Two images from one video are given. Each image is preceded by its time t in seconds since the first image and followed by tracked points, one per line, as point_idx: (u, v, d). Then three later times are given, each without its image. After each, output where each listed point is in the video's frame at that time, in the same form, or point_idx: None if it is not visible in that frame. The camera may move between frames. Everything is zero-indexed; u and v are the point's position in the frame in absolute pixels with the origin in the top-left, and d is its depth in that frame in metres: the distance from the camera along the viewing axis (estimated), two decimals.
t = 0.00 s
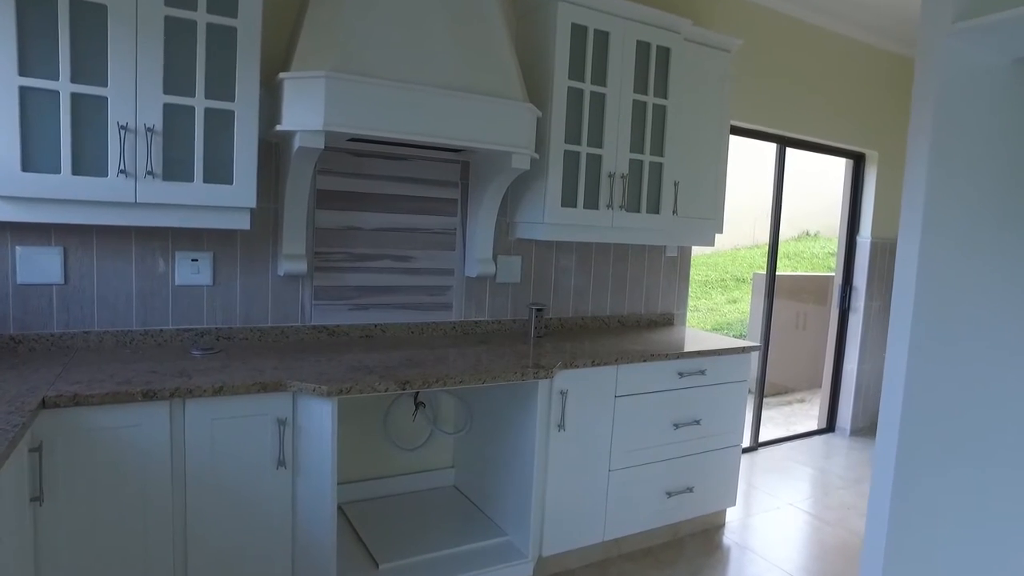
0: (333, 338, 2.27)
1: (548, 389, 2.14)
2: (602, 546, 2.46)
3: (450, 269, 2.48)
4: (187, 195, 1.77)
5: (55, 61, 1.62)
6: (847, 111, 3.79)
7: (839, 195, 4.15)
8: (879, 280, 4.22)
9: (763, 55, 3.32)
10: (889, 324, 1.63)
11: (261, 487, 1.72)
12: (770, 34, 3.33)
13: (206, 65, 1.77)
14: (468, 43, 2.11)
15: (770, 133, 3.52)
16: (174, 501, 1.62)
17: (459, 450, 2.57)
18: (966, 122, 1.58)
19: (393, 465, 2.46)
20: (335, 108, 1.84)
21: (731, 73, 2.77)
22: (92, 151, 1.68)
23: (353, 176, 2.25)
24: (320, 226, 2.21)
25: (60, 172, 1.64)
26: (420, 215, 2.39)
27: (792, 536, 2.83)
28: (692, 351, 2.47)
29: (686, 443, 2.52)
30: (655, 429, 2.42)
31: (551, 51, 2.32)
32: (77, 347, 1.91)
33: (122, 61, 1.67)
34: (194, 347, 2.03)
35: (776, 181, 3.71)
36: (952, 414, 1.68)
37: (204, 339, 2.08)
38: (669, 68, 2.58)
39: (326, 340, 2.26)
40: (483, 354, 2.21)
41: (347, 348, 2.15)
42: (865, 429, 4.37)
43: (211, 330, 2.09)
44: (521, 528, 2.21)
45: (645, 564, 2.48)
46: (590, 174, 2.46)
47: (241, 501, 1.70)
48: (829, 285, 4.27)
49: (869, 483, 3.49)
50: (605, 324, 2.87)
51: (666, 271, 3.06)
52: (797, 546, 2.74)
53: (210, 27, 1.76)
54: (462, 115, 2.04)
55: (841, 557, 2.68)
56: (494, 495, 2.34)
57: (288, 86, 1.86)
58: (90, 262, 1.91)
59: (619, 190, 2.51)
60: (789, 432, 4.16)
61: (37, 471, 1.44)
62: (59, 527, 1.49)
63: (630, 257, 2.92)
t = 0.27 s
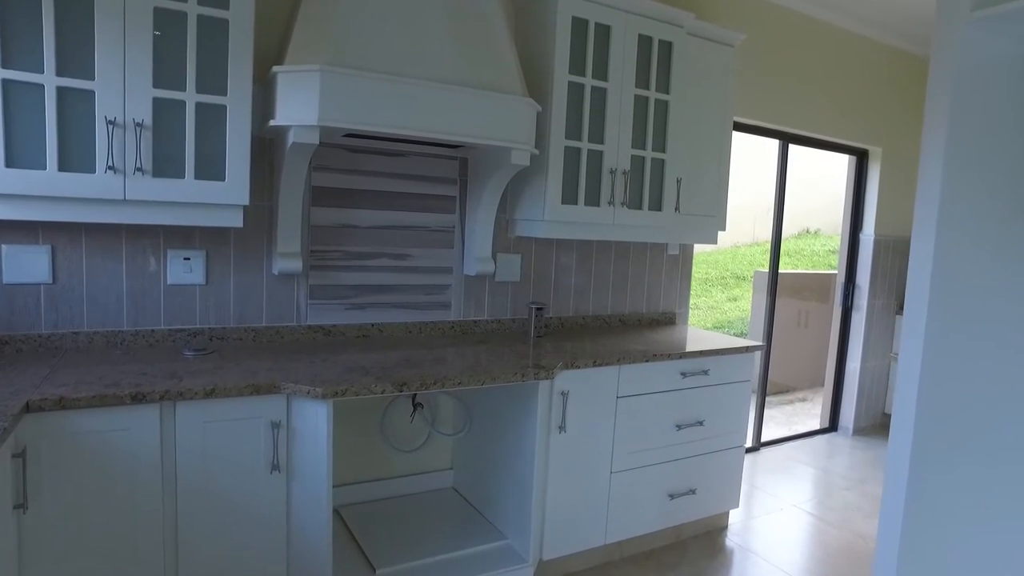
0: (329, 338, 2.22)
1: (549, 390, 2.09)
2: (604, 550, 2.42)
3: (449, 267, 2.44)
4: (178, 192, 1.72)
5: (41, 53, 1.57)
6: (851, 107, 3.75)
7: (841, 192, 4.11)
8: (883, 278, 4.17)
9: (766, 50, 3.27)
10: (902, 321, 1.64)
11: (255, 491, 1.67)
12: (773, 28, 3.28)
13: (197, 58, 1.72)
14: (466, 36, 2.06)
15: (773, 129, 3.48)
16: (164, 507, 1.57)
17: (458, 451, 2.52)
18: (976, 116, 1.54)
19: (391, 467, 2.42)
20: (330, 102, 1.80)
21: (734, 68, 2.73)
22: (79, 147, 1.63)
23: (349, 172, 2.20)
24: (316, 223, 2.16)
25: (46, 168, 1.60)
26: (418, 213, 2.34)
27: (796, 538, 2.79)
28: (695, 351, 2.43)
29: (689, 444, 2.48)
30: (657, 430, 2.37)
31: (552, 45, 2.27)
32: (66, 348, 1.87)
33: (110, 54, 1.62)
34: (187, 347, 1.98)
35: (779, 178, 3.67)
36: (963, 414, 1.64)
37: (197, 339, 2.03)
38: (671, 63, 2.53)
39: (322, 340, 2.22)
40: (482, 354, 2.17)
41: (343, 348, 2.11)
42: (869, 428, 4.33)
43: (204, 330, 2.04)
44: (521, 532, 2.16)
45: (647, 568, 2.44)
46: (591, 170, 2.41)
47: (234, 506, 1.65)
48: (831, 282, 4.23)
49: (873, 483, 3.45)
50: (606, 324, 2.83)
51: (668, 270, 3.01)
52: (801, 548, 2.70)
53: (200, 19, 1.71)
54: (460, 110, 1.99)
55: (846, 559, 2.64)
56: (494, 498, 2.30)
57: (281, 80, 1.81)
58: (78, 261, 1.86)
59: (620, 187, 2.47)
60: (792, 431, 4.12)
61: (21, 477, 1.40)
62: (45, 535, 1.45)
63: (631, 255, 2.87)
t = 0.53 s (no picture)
0: (325, 340, 2.18)
1: (550, 394, 2.05)
2: (606, 555, 2.38)
3: (447, 268, 2.39)
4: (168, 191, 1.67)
5: (25, 47, 1.52)
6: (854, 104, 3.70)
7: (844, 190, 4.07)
8: (885, 277, 4.13)
9: (770, 47, 3.22)
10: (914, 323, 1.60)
11: (248, 500, 1.62)
12: (777, 24, 3.24)
13: (188, 53, 1.67)
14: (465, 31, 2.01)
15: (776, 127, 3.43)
16: (154, 517, 1.53)
17: (457, 455, 2.48)
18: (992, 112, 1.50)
19: (388, 471, 2.37)
20: (325, 98, 1.74)
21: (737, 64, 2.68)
22: (65, 144, 1.58)
23: (345, 170, 2.15)
24: (311, 223, 2.11)
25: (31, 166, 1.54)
26: (416, 212, 2.29)
27: (799, 542, 2.75)
28: (698, 352, 2.38)
29: (692, 448, 2.43)
30: (660, 434, 2.33)
31: (552, 40, 2.22)
32: (54, 351, 1.82)
33: (97, 48, 1.57)
34: (178, 350, 1.94)
35: (781, 176, 3.62)
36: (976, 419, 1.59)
37: (190, 342, 1.98)
38: (674, 59, 2.49)
39: (318, 342, 2.17)
40: (481, 357, 2.12)
41: (339, 351, 2.06)
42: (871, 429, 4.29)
43: (197, 333, 1.99)
44: (522, 538, 2.12)
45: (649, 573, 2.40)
46: (592, 168, 2.36)
47: (226, 515, 1.60)
48: (834, 282, 4.19)
49: (876, 485, 3.41)
50: (607, 324, 2.78)
51: (670, 269, 2.97)
52: (805, 553, 2.66)
53: (191, 13, 1.66)
54: (459, 107, 1.94)
55: (851, 564, 2.60)
56: (494, 503, 2.26)
57: (275, 76, 1.76)
58: (66, 262, 1.81)
59: (622, 186, 2.42)
60: (793, 432, 4.08)
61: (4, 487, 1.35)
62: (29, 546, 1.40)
63: (633, 255, 2.83)
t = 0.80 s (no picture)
0: (321, 343, 2.13)
1: (551, 398, 2.00)
2: (607, 561, 2.34)
3: (445, 269, 2.34)
4: (159, 190, 1.62)
5: (8, 42, 1.47)
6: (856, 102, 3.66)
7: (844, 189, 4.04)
8: (887, 277, 4.10)
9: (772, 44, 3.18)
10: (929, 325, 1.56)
11: (242, 509, 1.58)
12: (779, 21, 3.19)
13: (178, 48, 1.62)
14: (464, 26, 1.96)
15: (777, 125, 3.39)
16: (145, 528, 1.48)
17: (456, 459, 2.43)
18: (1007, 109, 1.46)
19: (386, 475, 2.33)
20: (321, 95, 1.70)
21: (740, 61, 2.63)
22: (52, 142, 1.53)
23: (341, 169, 2.10)
24: (306, 223, 2.06)
25: (15, 165, 1.49)
26: (413, 211, 2.25)
27: (802, 545, 2.71)
28: (701, 354, 2.34)
29: (694, 451, 2.39)
30: (663, 437, 2.29)
31: (553, 36, 2.17)
32: (41, 355, 1.77)
33: (84, 43, 1.52)
34: (170, 354, 1.89)
35: (783, 174, 3.60)
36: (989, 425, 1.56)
37: (182, 345, 1.93)
38: (676, 56, 2.44)
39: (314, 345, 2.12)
40: (481, 360, 2.07)
41: (335, 354, 2.01)
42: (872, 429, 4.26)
43: (189, 336, 1.94)
44: (523, 544, 2.07)
45: None
46: (593, 167, 2.32)
47: (219, 525, 1.56)
48: (835, 281, 4.16)
49: (879, 487, 3.38)
50: (608, 326, 2.74)
51: (671, 269, 2.93)
52: (809, 557, 2.62)
53: (181, 6, 1.61)
54: (458, 103, 1.89)
55: (855, 568, 2.56)
56: (494, 508, 2.21)
57: (269, 72, 1.71)
58: (54, 263, 1.76)
59: (623, 185, 2.38)
60: (794, 433, 4.05)
61: None
62: (14, 559, 1.36)
63: (634, 255, 2.78)
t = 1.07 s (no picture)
0: (315, 346, 2.08)
1: (551, 401, 1.96)
2: (608, 566, 2.30)
3: (442, 269, 2.30)
4: (146, 189, 1.57)
5: None
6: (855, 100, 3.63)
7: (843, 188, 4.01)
8: (885, 276, 4.07)
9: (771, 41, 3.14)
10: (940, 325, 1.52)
11: (233, 518, 1.53)
12: (778, 18, 3.16)
13: (166, 43, 1.57)
14: (461, 21, 1.91)
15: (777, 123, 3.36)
16: (132, 540, 1.43)
17: (453, 463, 2.39)
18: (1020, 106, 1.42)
19: (382, 480, 2.28)
20: (314, 91, 1.64)
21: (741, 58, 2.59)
22: (35, 139, 1.48)
23: (335, 168, 2.05)
24: (299, 223, 2.01)
25: None
26: (409, 211, 2.20)
27: (804, 548, 2.68)
28: (703, 356, 2.30)
29: (695, 454, 2.35)
30: (664, 440, 2.25)
31: (552, 31, 2.13)
32: (25, 360, 1.71)
33: (67, 37, 1.46)
34: (159, 358, 1.83)
35: (782, 172, 3.57)
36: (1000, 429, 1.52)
37: (171, 349, 1.88)
38: (677, 52, 2.40)
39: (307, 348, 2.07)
40: (479, 363, 2.03)
41: (329, 358, 1.96)
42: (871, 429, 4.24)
43: (179, 339, 1.89)
44: (522, 550, 2.03)
45: None
46: (593, 165, 2.28)
47: (210, 535, 1.50)
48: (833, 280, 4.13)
49: (879, 488, 3.35)
50: (607, 327, 2.70)
51: (671, 269, 2.89)
52: (810, 560, 2.59)
53: None
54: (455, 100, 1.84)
55: (857, 571, 2.53)
56: (493, 514, 2.17)
57: (261, 68, 1.66)
58: (38, 265, 1.70)
59: (623, 184, 2.33)
60: (793, 433, 4.02)
61: None
62: None
63: (633, 255, 2.74)
